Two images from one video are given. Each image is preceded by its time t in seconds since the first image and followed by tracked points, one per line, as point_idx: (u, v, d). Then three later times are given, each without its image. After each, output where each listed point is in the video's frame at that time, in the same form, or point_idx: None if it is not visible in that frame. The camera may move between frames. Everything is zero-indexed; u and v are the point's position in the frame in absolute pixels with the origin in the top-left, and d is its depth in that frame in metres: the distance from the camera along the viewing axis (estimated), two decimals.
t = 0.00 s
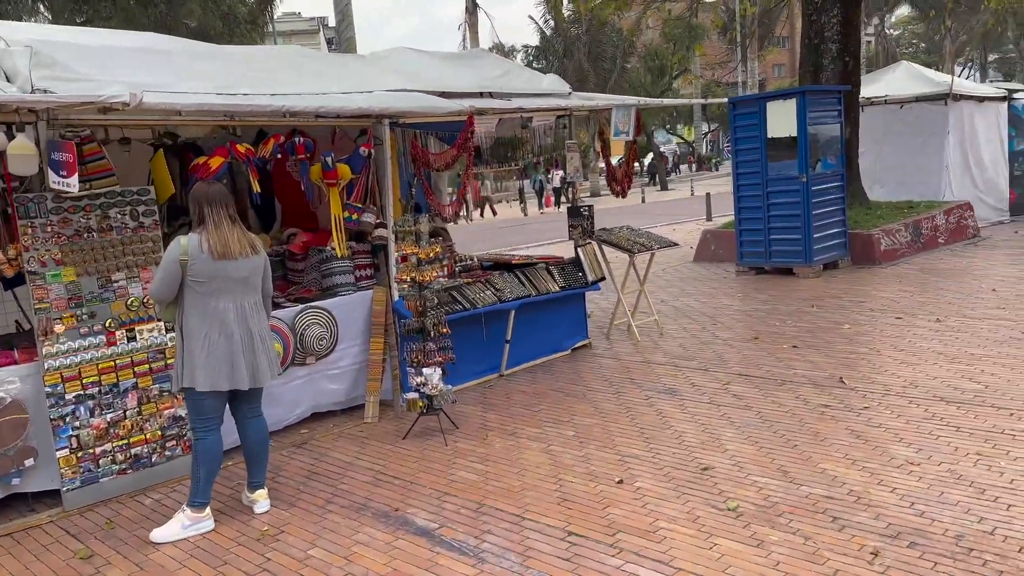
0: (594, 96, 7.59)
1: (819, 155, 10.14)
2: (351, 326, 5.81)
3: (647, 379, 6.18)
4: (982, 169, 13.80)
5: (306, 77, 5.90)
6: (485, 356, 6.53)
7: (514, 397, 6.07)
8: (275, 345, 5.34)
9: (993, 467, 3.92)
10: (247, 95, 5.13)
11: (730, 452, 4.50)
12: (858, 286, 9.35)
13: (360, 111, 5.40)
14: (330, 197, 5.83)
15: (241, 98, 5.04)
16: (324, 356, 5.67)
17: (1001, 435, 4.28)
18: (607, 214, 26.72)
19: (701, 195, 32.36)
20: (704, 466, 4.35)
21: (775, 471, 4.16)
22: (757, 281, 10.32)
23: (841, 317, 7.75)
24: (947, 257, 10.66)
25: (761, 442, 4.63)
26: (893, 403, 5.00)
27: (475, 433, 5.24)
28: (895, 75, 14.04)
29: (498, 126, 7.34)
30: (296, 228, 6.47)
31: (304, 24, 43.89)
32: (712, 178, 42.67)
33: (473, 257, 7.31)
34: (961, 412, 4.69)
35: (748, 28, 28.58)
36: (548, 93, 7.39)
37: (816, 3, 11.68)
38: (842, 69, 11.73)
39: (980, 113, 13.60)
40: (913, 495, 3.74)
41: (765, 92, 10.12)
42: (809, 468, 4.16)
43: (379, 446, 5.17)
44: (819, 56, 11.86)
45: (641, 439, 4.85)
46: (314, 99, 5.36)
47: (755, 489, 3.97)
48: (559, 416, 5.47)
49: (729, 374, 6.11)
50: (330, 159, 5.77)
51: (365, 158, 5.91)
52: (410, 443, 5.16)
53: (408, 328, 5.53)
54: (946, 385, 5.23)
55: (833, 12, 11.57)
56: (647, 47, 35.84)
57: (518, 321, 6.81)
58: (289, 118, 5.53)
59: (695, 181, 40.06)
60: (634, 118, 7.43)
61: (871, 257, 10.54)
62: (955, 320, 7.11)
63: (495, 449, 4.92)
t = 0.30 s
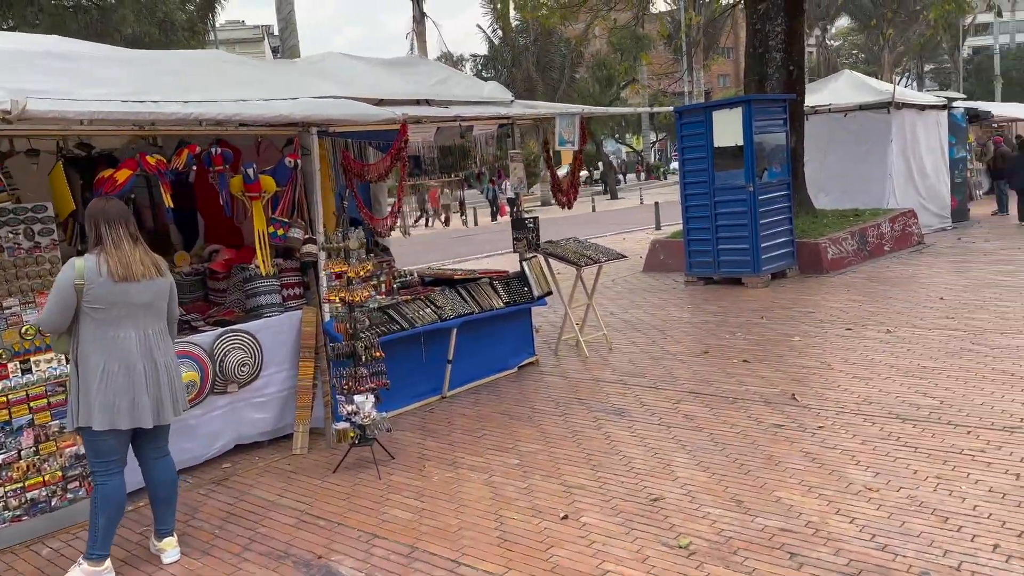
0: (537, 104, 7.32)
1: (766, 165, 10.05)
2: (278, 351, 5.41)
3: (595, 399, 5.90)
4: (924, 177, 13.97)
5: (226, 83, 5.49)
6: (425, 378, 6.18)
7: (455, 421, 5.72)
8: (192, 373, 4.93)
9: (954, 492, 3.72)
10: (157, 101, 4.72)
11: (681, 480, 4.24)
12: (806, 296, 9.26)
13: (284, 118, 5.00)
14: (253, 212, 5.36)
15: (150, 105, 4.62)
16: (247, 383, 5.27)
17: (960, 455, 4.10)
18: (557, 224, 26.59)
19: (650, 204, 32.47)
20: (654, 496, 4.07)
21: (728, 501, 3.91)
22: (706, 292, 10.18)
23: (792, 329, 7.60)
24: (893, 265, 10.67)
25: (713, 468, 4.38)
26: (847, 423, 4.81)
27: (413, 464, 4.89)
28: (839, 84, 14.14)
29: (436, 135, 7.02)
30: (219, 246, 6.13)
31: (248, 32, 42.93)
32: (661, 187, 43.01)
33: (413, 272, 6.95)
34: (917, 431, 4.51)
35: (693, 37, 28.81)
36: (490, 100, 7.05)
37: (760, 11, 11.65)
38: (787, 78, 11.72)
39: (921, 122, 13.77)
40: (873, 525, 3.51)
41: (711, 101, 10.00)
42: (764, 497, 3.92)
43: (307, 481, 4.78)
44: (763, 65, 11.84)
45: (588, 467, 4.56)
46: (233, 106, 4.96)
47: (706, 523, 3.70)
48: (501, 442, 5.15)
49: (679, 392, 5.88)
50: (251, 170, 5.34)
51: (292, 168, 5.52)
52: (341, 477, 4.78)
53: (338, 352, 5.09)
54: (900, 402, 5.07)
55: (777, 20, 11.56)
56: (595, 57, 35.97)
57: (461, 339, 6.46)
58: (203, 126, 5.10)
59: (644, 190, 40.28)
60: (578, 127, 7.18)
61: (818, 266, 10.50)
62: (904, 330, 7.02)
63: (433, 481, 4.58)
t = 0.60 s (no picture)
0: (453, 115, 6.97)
1: (689, 179, 9.96)
2: (166, 385, 4.89)
3: (517, 426, 5.56)
4: (842, 189, 14.23)
5: (106, 96, 5.02)
6: (334, 409, 5.73)
7: (366, 457, 5.29)
8: (64, 415, 4.37)
9: (889, 524, 3.52)
10: (19, 111, 4.20)
11: (607, 519, 3.93)
12: (731, 310, 9.18)
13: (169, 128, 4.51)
14: (135, 232, 4.90)
15: (10, 115, 4.10)
16: (131, 423, 4.73)
17: (893, 482, 3.92)
18: (485, 237, 26.34)
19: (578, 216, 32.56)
20: (577, 539, 3.75)
21: (656, 542, 3.62)
22: (632, 307, 10.01)
23: (718, 345, 7.44)
24: (814, 278, 10.74)
25: (640, 503, 4.09)
26: (777, 448, 4.60)
27: (317, 509, 4.45)
28: (759, 98, 14.31)
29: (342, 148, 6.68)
30: (101, 270, 5.58)
31: (163, 43, 41.38)
32: (589, 200, 43.32)
33: (323, 294, 6.50)
34: (849, 456, 4.33)
35: (617, 52, 29.07)
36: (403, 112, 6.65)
37: (680, 25, 11.64)
38: (708, 92, 11.73)
39: (838, 135, 14.04)
40: (810, 566, 3.27)
41: (634, 114, 9.87)
42: (695, 536, 3.64)
43: (196, 533, 4.28)
44: (685, 78, 11.82)
45: (507, 506, 4.21)
46: (108, 116, 4.47)
47: (633, 569, 3.40)
48: (415, 480, 4.75)
49: (605, 415, 5.60)
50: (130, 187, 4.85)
51: (178, 184, 5.02)
52: (235, 527, 4.30)
53: (229, 389, 4.61)
54: (829, 423, 4.91)
55: (697, 34, 11.56)
56: (521, 70, 36.01)
57: (375, 366, 6.03)
58: (77, 139, 4.57)
59: (572, 203, 40.48)
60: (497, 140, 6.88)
61: (742, 280, 10.48)
62: (829, 345, 6.94)
63: (337, 528, 4.15)
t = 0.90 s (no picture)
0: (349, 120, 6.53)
1: (599, 191, 9.81)
2: (12, 422, 4.25)
3: (419, 455, 5.16)
4: (746, 202, 14.48)
5: None
6: (216, 444, 5.19)
7: (250, 497, 4.77)
8: None
9: (811, 554, 3.31)
10: None
11: (514, 560, 3.58)
12: (642, 323, 9.03)
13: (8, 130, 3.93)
14: None
15: None
16: None
17: (812, 507, 3.73)
18: (395, 250, 25.75)
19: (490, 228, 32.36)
20: None
21: None
22: (543, 321, 9.76)
23: (629, 360, 7.24)
24: (722, 289, 10.77)
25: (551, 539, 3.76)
26: (692, 470, 4.37)
27: (189, 561, 3.92)
28: (664, 111, 14.40)
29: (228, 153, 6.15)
30: None
31: (49, 48, 38.88)
32: (501, 212, 43.26)
33: (205, 315, 5.94)
34: (765, 478, 4.13)
35: (526, 64, 29.04)
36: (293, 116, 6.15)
37: (587, 36, 11.53)
38: (615, 104, 11.67)
39: (741, 148, 14.29)
40: None
41: (542, 125, 9.65)
42: None
43: None
44: (593, 90, 11.71)
45: (405, 549, 3.81)
46: None
47: None
48: (304, 522, 4.28)
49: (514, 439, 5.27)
50: None
51: (27, 195, 4.53)
52: None
53: (83, 429, 4.06)
54: (745, 441, 4.71)
55: (604, 46, 11.49)
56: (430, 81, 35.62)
57: (264, 394, 5.51)
58: None
59: (484, 215, 40.29)
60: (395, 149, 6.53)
61: (651, 292, 10.40)
62: (740, 357, 6.82)
63: None
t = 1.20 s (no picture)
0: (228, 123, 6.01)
1: (503, 202, 9.55)
2: None
3: (306, 491, 4.69)
4: (647, 213, 14.59)
5: None
6: (71, 487, 4.58)
7: (110, 547, 4.20)
8: None
9: None
10: None
11: None
12: (547, 337, 8.80)
13: None
14: None
15: None
16: None
17: (726, 538, 3.53)
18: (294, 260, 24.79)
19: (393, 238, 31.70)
20: None
21: None
22: (445, 336, 9.38)
23: (534, 376, 6.95)
24: (626, 301, 10.69)
25: None
26: (600, 499, 4.10)
27: None
28: (568, 122, 14.35)
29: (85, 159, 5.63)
30: None
31: None
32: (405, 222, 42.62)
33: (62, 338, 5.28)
34: (676, 507, 3.91)
35: (429, 72, 28.65)
36: (165, 117, 5.57)
37: (489, 43, 11.26)
38: (519, 113, 11.47)
39: (643, 160, 14.38)
40: None
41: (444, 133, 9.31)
42: None
43: None
44: (496, 99, 11.44)
45: None
46: None
47: None
48: None
49: (411, 469, 4.87)
50: None
51: None
52: None
53: None
54: (654, 465, 4.48)
55: (506, 54, 11.26)
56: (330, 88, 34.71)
57: (130, 427, 4.93)
58: None
59: (387, 225, 39.53)
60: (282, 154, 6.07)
61: (556, 304, 10.20)
62: (645, 372, 6.66)
63: None
